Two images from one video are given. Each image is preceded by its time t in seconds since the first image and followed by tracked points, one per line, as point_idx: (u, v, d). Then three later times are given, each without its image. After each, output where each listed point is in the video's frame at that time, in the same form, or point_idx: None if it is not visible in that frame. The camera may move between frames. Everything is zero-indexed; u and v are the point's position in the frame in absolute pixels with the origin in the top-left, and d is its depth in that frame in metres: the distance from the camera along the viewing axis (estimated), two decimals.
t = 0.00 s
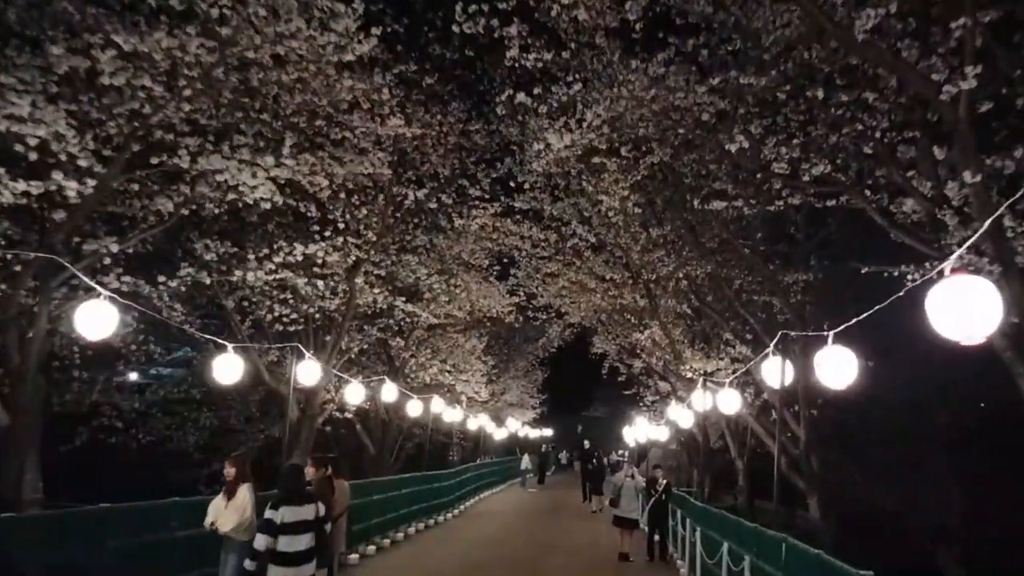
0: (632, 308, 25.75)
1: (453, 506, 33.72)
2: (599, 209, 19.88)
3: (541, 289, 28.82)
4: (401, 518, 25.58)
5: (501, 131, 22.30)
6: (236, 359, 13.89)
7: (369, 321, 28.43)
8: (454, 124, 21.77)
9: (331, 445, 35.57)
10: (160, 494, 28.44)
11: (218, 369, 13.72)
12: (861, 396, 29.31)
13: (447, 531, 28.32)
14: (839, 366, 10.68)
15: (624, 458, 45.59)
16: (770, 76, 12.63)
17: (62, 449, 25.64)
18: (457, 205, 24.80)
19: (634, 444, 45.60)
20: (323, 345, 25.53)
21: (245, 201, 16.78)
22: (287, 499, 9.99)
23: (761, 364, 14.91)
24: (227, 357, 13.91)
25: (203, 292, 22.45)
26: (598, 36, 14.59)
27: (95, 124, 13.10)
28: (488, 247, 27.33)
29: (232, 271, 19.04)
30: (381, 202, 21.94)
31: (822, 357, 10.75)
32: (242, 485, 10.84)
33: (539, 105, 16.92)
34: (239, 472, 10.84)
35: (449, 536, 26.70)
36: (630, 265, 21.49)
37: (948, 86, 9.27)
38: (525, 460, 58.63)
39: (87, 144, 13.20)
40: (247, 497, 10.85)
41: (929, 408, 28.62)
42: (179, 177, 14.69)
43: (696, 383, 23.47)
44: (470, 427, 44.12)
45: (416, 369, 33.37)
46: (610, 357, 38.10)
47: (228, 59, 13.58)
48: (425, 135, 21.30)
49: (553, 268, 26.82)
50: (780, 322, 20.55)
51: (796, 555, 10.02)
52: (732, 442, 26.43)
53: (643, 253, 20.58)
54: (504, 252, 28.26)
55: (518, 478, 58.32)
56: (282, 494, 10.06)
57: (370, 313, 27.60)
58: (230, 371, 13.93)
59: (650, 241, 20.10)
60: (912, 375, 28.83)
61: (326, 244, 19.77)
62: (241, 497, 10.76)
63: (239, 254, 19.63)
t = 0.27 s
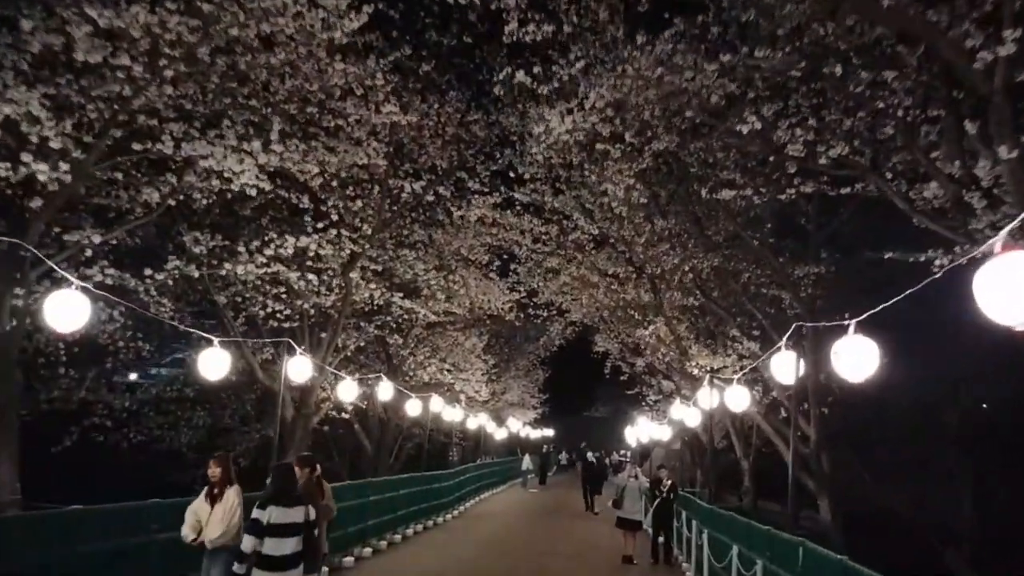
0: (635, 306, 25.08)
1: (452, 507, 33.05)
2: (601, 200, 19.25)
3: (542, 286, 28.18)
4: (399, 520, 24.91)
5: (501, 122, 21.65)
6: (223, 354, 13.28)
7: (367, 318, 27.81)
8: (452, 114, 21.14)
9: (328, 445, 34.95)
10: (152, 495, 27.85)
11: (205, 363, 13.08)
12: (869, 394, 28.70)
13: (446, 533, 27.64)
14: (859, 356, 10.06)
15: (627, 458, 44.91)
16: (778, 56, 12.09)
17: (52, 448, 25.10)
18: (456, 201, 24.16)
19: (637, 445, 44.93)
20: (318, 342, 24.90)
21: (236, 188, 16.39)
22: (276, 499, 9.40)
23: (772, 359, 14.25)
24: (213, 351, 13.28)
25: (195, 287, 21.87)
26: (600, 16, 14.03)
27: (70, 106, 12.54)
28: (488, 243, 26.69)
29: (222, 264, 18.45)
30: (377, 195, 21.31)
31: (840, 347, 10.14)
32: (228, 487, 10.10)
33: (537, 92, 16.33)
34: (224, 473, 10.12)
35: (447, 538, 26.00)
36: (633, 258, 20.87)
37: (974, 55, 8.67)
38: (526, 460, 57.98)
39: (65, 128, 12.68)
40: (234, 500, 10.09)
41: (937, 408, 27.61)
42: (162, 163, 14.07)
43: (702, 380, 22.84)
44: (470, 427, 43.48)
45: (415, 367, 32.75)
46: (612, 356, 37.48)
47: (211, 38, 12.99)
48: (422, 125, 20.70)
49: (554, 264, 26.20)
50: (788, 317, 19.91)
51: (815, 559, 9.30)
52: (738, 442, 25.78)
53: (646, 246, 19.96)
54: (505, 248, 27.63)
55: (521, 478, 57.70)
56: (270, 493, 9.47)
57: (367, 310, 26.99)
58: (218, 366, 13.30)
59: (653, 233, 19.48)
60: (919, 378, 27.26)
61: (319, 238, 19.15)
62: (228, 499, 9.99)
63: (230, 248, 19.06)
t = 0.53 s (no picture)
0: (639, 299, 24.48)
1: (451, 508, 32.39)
2: (604, 190, 18.63)
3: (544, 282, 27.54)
4: (396, 522, 24.20)
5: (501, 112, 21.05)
6: (206, 349, 12.68)
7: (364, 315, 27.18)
8: (451, 103, 20.52)
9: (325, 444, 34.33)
10: (144, 495, 27.23)
11: (186, 359, 12.46)
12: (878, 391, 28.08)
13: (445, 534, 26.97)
14: (883, 349, 10.02)
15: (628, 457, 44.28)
16: (797, 30, 11.63)
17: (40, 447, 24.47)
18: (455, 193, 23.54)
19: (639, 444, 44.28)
20: (314, 339, 24.30)
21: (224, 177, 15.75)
22: (263, 504, 9.22)
23: (786, 354, 13.59)
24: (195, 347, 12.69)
25: (186, 282, 21.25)
26: None
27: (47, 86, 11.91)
28: (488, 237, 26.09)
29: (211, 257, 17.86)
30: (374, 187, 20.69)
31: (868, 340, 10.13)
32: (212, 490, 9.40)
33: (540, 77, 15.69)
34: (206, 474, 9.46)
35: (446, 539, 25.37)
36: (637, 252, 20.23)
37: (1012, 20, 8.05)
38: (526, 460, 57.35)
39: (41, 110, 12.03)
40: (218, 503, 9.42)
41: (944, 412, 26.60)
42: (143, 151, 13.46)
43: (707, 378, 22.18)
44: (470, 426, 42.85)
45: (414, 365, 32.12)
46: (615, 354, 36.85)
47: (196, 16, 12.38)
48: (420, 115, 20.07)
49: (555, 259, 25.56)
50: (798, 312, 19.27)
51: (839, 569, 8.57)
52: (743, 441, 25.19)
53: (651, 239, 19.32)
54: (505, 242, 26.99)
55: (521, 478, 57.11)
56: (255, 497, 9.30)
57: (364, 306, 26.37)
58: (201, 362, 12.68)
59: (659, 225, 18.83)
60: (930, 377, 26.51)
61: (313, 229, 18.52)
62: (211, 502, 9.31)
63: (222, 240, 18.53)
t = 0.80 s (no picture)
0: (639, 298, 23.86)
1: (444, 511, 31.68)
2: (602, 183, 18.02)
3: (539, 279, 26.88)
4: (386, 526, 23.46)
5: (494, 102, 20.40)
6: (180, 342, 12.14)
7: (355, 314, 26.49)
8: (443, 94, 19.88)
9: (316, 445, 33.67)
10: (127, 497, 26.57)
11: (158, 352, 11.93)
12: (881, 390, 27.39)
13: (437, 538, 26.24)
14: (910, 343, 9.62)
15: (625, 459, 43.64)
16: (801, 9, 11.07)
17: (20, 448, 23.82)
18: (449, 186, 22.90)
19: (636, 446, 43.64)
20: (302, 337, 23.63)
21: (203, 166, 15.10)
22: (237, 508, 8.52)
23: (795, 350, 12.96)
24: (169, 338, 12.16)
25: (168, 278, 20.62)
26: None
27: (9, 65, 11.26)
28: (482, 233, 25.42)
29: (191, 251, 17.20)
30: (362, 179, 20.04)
31: (893, 333, 9.73)
32: (185, 496, 8.52)
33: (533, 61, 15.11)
34: (178, 479, 8.57)
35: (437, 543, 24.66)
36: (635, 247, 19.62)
37: None
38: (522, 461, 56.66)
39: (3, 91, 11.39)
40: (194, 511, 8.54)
41: (955, 409, 26.23)
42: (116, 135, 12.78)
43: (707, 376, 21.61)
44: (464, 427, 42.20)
45: (407, 365, 31.47)
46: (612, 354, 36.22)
47: None
48: (411, 105, 19.43)
49: (551, 256, 24.92)
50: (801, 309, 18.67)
51: None
52: (743, 442, 24.57)
53: (649, 234, 18.71)
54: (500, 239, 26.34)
55: (515, 480, 56.39)
56: (229, 504, 8.55)
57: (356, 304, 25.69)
58: (174, 355, 12.16)
59: (657, 220, 18.23)
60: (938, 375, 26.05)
61: (298, 221, 17.82)
62: (186, 510, 8.43)
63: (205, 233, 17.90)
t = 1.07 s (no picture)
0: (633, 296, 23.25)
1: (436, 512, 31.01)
2: (596, 174, 17.44)
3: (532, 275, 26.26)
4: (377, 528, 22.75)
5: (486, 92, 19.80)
6: (146, 339, 11.93)
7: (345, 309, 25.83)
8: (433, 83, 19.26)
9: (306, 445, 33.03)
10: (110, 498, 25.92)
11: (121, 346, 11.79)
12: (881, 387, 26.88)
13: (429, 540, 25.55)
14: (937, 334, 9.13)
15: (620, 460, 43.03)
16: None
17: None
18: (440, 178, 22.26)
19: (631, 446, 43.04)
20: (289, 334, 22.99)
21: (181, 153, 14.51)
22: (206, 512, 7.69)
23: (806, 345, 12.35)
24: (135, 335, 11.94)
25: (150, 272, 20.00)
26: None
27: None
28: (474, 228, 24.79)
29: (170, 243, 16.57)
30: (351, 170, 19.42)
31: (920, 325, 9.19)
32: (151, 500, 7.52)
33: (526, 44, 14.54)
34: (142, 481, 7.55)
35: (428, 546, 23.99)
36: (631, 241, 19.04)
37: None
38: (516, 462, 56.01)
39: None
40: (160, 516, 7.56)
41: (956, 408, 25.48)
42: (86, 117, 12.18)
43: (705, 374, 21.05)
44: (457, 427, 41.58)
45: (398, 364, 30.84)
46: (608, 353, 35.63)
47: None
48: (401, 94, 18.82)
49: (545, 251, 24.32)
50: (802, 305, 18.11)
51: None
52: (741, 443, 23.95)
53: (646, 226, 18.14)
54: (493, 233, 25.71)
55: (510, 481, 55.67)
56: (197, 507, 7.66)
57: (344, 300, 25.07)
58: (139, 352, 11.92)
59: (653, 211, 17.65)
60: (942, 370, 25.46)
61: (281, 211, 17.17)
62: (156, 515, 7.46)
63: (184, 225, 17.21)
